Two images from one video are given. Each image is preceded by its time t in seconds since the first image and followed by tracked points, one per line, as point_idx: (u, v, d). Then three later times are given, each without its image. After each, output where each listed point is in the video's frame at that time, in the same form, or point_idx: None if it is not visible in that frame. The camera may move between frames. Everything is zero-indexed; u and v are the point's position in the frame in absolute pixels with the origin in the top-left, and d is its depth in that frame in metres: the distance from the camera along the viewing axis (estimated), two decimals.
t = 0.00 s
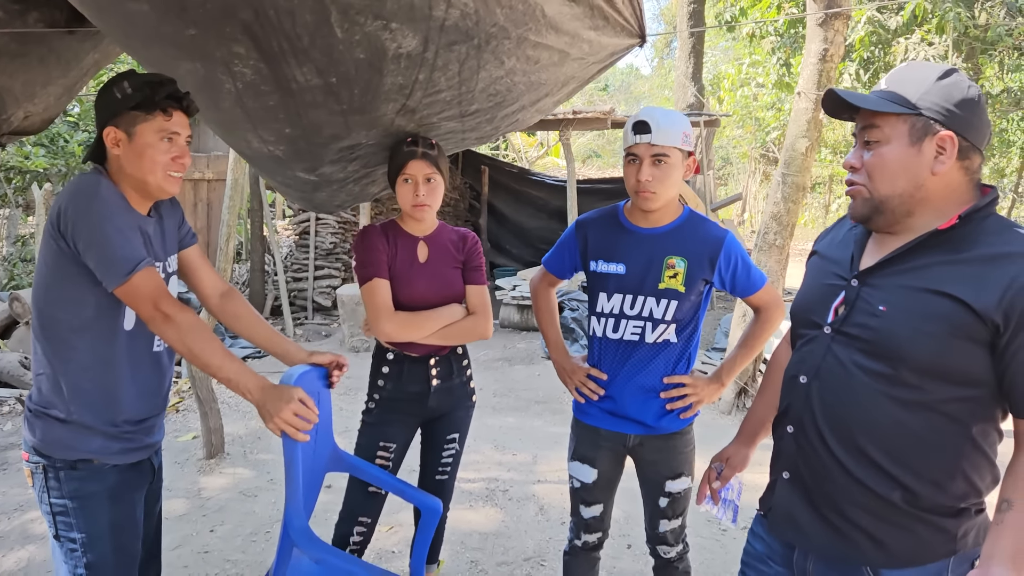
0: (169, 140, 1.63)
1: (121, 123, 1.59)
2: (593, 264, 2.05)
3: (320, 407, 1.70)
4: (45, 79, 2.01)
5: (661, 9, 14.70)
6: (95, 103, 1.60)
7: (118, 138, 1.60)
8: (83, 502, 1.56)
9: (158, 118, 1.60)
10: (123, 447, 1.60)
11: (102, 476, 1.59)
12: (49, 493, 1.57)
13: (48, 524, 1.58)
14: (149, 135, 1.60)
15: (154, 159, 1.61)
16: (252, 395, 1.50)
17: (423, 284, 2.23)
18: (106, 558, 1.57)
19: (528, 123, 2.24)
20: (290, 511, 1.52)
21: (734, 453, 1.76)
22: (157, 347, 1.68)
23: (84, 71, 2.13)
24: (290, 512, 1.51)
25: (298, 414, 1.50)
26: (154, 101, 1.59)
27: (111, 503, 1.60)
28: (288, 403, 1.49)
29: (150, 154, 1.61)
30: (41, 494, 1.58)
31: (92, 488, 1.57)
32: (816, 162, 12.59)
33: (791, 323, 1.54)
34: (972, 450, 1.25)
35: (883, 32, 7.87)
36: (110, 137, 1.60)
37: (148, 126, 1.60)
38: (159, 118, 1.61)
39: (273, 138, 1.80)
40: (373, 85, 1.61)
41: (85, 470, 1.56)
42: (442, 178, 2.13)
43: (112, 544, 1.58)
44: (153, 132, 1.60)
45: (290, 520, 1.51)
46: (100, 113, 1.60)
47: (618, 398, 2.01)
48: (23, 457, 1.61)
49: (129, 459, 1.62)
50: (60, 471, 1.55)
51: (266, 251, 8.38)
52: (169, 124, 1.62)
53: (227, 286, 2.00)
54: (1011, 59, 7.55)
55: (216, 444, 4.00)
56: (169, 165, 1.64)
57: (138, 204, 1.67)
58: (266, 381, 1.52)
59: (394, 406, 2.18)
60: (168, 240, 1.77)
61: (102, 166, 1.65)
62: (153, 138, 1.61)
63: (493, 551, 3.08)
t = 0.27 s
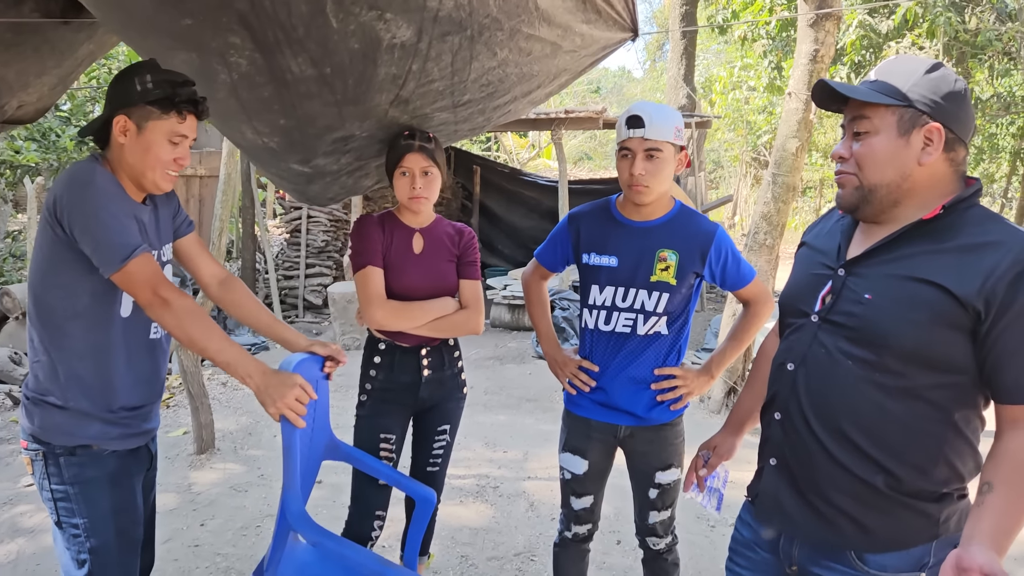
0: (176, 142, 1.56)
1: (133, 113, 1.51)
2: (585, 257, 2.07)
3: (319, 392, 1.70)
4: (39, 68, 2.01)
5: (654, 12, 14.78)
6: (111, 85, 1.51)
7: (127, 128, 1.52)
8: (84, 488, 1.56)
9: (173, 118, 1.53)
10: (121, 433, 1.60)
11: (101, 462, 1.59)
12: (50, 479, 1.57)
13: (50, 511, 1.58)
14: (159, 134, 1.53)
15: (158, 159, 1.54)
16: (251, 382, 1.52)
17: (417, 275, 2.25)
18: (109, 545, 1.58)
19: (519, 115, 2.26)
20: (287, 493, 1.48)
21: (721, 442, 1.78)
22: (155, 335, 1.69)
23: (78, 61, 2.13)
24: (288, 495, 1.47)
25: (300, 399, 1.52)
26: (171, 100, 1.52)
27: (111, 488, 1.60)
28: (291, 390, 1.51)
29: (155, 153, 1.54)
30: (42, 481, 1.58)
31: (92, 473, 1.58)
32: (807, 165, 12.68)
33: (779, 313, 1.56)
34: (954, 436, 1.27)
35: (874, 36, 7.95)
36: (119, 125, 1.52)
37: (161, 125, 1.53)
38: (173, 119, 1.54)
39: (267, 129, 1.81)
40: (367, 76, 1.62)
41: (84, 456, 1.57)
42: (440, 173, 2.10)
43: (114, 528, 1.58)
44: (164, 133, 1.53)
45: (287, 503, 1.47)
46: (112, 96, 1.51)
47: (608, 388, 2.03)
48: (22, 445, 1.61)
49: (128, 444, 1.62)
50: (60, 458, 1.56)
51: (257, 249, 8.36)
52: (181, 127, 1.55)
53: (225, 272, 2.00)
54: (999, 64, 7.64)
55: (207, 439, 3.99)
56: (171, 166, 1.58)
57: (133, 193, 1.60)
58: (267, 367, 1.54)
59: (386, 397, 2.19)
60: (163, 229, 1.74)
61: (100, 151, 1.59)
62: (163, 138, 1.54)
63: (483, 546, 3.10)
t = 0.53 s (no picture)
0: (171, 139, 1.54)
1: (129, 106, 1.47)
2: (578, 253, 2.07)
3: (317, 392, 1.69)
4: (26, 57, 1.98)
5: (645, 11, 14.80)
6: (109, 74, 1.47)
7: (122, 122, 1.49)
8: (76, 491, 1.54)
9: (169, 115, 1.51)
10: (112, 432, 1.58)
11: (91, 462, 1.57)
12: (39, 484, 1.54)
13: (41, 515, 1.55)
14: (155, 131, 1.50)
15: (153, 155, 1.52)
16: (253, 377, 1.49)
17: (410, 271, 2.23)
18: (104, 547, 1.56)
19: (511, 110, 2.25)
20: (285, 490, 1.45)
21: (715, 440, 1.78)
22: (145, 330, 1.66)
23: (67, 51, 2.09)
24: (286, 490, 1.44)
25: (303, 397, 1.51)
26: (168, 96, 1.48)
27: (103, 489, 1.58)
28: (295, 385, 1.50)
29: (150, 150, 1.51)
30: (31, 486, 1.55)
31: (82, 475, 1.55)
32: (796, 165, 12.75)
33: (772, 311, 1.57)
34: (945, 434, 1.28)
35: (862, 37, 8.00)
36: (114, 119, 1.49)
37: (158, 122, 1.50)
38: (170, 116, 1.51)
39: (257, 122, 1.79)
40: (359, 68, 1.60)
41: (74, 458, 1.54)
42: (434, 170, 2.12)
43: (108, 530, 1.57)
44: (160, 130, 1.51)
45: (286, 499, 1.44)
46: (107, 87, 1.48)
47: (600, 386, 2.03)
48: (9, 448, 1.58)
49: (119, 444, 1.60)
50: (50, 461, 1.53)
51: (245, 244, 8.29)
52: (178, 125, 1.53)
53: (220, 269, 1.98)
54: (986, 67, 7.72)
55: (195, 436, 3.96)
56: (164, 163, 1.56)
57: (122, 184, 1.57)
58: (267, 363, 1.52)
59: (379, 394, 2.18)
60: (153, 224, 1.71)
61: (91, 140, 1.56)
62: (158, 134, 1.51)
63: (472, 543, 3.09)
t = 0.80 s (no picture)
0: (160, 133, 1.51)
1: (117, 101, 1.43)
2: (572, 255, 2.04)
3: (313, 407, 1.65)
4: (9, 50, 1.93)
5: (636, 11, 14.81)
6: (92, 68, 1.41)
7: (109, 117, 1.44)
8: (68, 503, 1.50)
9: (159, 109, 1.48)
10: (107, 441, 1.55)
11: (87, 475, 1.53)
12: (29, 495, 1.48)
13: (25, 529, 1.49)
14: (145, 126, 1.47)
15: (144, 150, 1.49)
16: (255, 385, 1.49)
17: (403, 271, 2.20)
18: (94, 561, 1.54)
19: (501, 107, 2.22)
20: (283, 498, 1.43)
21: (709, 445, 1.76)
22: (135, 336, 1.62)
23: (51, 44, 2.05)
24: (286, 496, 1.42)
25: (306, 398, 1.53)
26: (157, 88, 1.45)
27: (99, 503, 1.55)
28: (300, 392, 1.52)
29: (140, 144, 1.48)
30: (18, 498, 1.49)
31: (78, 488, 1.52)
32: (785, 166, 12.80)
33: (768, 316, 1.55)
34: (944, 441, 1.27)
35: (852, 38, 8.03)
36: (101, 113, 1.43)
37: (147, 116, 1.46)
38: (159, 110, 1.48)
39: (244, 119, 1.75)
40: (347, 63, 1.57)
41: (68, 469, 1.51)
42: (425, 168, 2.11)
43: (99, 547, 1.54)
44: (149, 125, 1.47)
45: (286, 505, 1.42)
46: (90, 82, 1.41)
47: (594, 389, 2.01)
48: None
49: (114, 455, 1.58)
50: (42, 472, 1.49)
51: (234, 242, 8.22)
52: (166, 117, 1.50)
53: (213, 265, 1.95)
54: (974, 69, 7.76)
55: (182, 436, 3.91)
56: (153, 157, 1.52)
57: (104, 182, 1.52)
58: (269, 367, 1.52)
59: (370, 396, 2.14)
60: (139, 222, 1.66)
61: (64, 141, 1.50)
62: (148, 129, 1.48)
63: (463, 545, 3.06)
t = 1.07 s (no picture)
0: (154, 139, 1.49)
1: (113, 109, 1.40)
2: (569, 257, 2.05)
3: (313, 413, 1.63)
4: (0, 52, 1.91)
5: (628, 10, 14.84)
6: (81, 80, 1.37)
7: (104, 126, 1.40)
8: (68, 514, 1.50)
9: (153, 114, 1.46)
10: (108, 450, 1.55)
11: (88, 486, 1.53)
12: (27, 506, 1.47)
13: (19, 541, 1.46)
14: (140, 133, 1.45)
15: (139, 158, 1.47)
16: (255, 393, 1.47)
17: (399, 273, 2.20)
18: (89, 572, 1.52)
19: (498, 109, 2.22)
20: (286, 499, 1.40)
21: (704, 447, 1.78)
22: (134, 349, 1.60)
23: (42, 46, 2.03)
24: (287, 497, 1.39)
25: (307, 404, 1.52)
26: (152, 94, 1.44)
27: (97, 513, 1.54)
28: (298, 400, 1.50)
29: (136, 152, 1.46)
30: (16, 509, 1.47)
31: (78, 498, 1.51)
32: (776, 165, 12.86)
33: (766, 320, 1.56)
34: (942, 446, 1.28)
35: (843, 38, 8.08)
36: (95, 122, 1.40)
37: (142, 123, 1.45)
38: (155, 115, 1.47)
39: (240, 122, 1.75)
40: (344, 66, 1.57)
41: (68, 478, 1.50)
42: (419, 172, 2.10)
43: (96, 557, 1.53)
44: (145, 131, 1.46)
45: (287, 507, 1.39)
46: (82, 90, 1.37)
47: (591, 391, 2.02)
48: None
49: (115, 464, 1.57)
50: (41, 483, 1.47)
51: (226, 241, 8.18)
52: (161, 122, 1.49)
53: (209, 266, 1.93)
54: (963, 70, 7.82)
55: (175, 436, 3.90)
56: (147, 163, 1.51)
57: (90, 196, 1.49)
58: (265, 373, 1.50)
59: (367, 398, 2.14)
60: (128, 231, 1.63)
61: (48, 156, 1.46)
62: (143, 136, 1.46)
63: (457, 545, 3.07)
